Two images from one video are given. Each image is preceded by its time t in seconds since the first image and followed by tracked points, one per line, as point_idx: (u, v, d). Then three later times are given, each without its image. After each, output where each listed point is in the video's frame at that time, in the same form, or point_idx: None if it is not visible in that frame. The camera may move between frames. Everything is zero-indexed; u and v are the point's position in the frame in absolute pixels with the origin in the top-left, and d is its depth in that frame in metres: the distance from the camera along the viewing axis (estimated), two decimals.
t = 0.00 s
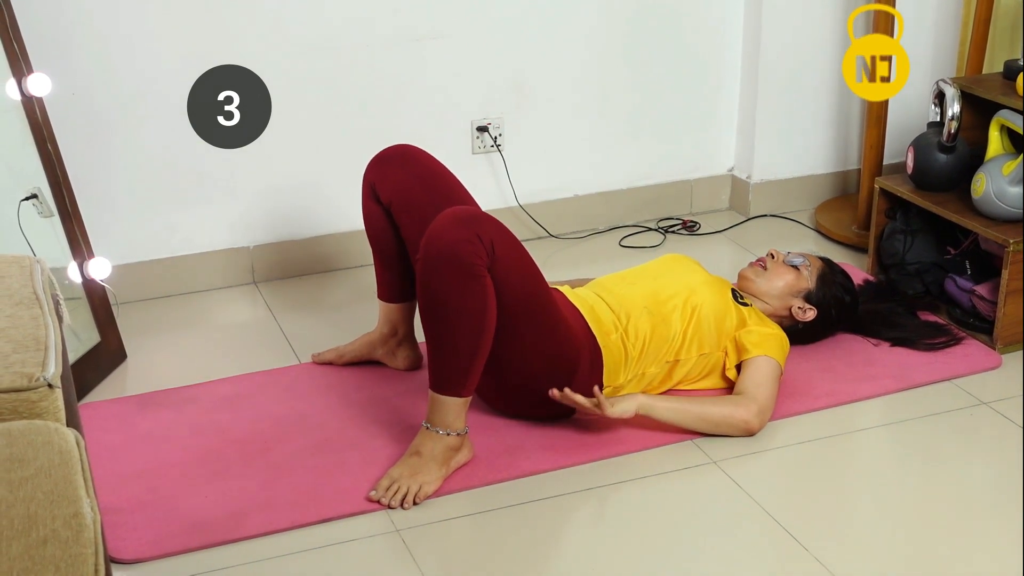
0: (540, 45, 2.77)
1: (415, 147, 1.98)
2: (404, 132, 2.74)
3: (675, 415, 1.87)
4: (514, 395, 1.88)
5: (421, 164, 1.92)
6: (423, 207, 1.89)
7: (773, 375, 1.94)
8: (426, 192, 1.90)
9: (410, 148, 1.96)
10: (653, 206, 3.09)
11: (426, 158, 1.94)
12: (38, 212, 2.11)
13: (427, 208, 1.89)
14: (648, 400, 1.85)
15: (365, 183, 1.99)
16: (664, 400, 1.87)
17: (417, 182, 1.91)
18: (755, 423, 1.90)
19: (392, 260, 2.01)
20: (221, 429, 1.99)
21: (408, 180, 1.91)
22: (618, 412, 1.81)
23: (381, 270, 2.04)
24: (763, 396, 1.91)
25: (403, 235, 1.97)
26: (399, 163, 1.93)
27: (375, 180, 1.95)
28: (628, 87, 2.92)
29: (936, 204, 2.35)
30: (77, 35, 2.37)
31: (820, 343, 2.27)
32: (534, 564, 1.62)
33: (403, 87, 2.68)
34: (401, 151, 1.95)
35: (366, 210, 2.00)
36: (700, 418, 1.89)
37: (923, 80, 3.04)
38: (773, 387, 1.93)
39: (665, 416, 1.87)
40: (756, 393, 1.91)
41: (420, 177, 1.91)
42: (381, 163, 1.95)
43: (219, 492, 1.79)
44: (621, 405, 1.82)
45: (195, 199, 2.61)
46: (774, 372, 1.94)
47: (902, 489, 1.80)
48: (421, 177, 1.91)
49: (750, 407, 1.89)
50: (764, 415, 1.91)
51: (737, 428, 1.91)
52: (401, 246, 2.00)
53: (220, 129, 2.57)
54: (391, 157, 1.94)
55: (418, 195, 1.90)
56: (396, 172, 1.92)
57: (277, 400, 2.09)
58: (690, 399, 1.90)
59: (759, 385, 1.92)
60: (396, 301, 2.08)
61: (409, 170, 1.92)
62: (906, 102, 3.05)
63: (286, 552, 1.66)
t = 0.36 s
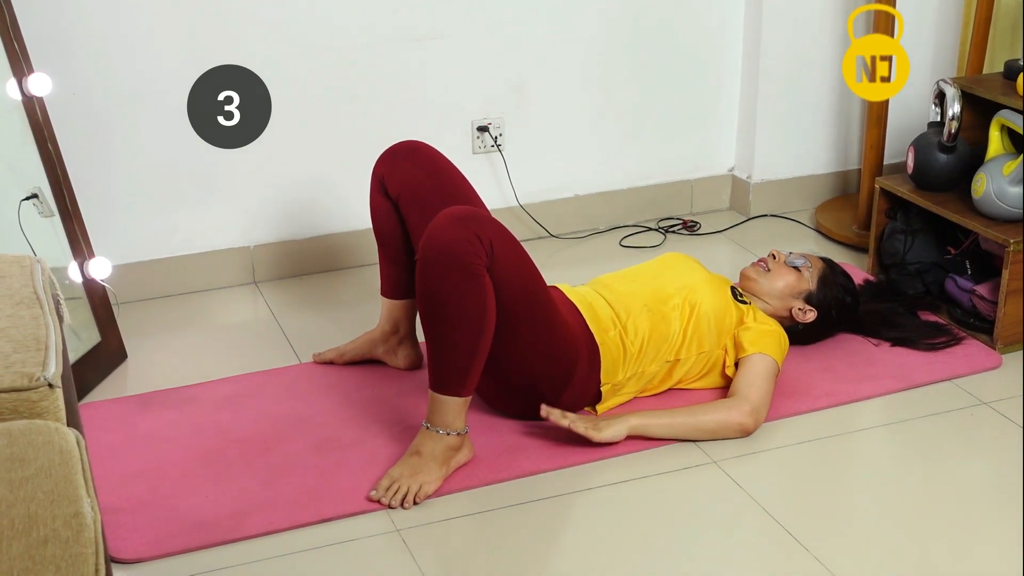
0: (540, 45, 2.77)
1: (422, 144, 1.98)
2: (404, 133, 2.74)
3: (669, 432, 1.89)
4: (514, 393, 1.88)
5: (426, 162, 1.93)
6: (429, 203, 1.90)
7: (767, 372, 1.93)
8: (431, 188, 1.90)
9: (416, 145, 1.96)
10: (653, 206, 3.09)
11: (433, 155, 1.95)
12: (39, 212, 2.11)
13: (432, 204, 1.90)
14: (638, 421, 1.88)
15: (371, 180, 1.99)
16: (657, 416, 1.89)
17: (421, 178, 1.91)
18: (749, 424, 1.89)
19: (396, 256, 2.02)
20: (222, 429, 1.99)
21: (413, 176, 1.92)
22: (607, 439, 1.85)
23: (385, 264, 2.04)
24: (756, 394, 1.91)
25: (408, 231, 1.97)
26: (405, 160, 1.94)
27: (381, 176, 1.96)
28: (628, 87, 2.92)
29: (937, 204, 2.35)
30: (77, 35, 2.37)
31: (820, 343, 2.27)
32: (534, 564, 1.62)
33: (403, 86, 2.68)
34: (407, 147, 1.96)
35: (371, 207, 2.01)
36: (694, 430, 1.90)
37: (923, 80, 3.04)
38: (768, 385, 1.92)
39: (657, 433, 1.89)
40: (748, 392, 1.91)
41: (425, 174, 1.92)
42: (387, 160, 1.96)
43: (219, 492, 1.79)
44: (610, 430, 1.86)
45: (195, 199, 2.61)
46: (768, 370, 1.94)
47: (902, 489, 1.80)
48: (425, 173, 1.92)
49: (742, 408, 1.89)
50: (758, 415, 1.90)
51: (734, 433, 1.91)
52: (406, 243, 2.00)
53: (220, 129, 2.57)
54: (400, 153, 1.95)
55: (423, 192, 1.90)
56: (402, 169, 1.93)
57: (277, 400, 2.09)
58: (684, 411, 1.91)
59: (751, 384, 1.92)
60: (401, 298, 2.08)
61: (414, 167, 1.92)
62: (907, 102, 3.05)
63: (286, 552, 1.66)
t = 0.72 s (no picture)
0: (540, 45, 2.77)
1: (422, 144, 1.98)
2: (404, 133, 2.74)
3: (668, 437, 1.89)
4: (514, 393, 1.89)
5: (426, 161, 1.93)
6: (429, 202, 1.90)
7: (765, 371, 1.94)
8: (431, 187, 1.91)
9: (415, 145, 1.96)
10: (653, 205, 3.09)
11: (433, 155, 1.95)
12: (39, 212, 2.11)
13: (433, 204, 1.90)
14: (638, 428, 1.88)
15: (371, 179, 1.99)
16: (655, 423, 1.89)
17: (421, 178, 1.91)
18: (747, 423, 1.89)
19: (397, 256, 2.01)
20: (222, 429, 1.99)
21: (413, 176, 1.92)
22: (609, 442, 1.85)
23: (385, 264, 2.04)
24: (753, 394, 1.91)
25: (408, 230, 1.97)
26: (405, 160, 1.94)
27: (380, 176, 1.96)
28: (628, 88, 2.92)
29: (937, 204, 2.35)
30: (77, 35, 2.37)
31: (820, 343, 2.27)
32: (535, 564, 1.62)
33: (403, 86, 2.68)
34: (406, 147, 1.96)
35: (371, 206, 2.01)
36: (693, 433, 1.90)
37: (923, 80, 3.04)
38: (765, 385, 1.92)
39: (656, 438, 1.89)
40: (745, 391, 1.91)
41: (425, 173, 1.92)
42: (387, 159, 1.96)
43: (220, 492, 1.79)
44: (611, 437, 1.85)
45: (195, 199, 2.61)
46: (766, 369, 1.94)
47: (902, 488, 1.80)
48: (426, 173, 1.92)
49: (740, 408, 1.89)
50: (756, 414, 1.90)
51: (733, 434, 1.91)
52: (406, 243, 2.00)
53: (220, 129, 2.57)
54: (400, 153, 1.95)
55: (423, 192, 1.90)
56: (402, 168, 1.93)
57: (277, 400, 2.09)
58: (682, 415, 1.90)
59: (750, 384, 1.92)
60: (402, 298, 2.08)
61: (414, 166, 1.92)
62: (907, 102, 3.05)
63: (286, 552, 1.66)
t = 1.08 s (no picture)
0: (540, 45, 2.77)
1: (421, 145, 1.98)
2: (404, 132, 2.74)
3: (671, 433, 1.89)
4: (516, 392, 1.88)
5: (426, 161, 1.93)
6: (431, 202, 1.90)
7: (765, 371, 1.94)
8: (432, 187, 1.90)
9: (415, 145, 1.96)
10: (653, 205, 3.09)
11: (433, 155, 1.95)
12: (39, 212, 2.11)
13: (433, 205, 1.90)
14: (641, 425, 1.87)
15: (370, 179, 1.99)
16: (658, 421, 1.88)
17: (422, 178, 1.91)
18: (746, 422, 1.89)
19: (394, 257, 2.01)
20: (221, 429, 1.99)
21: (414, 176, 1.91)
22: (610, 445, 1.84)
23: (383, 266, 2.04)
24: (753, 393, 1.91)
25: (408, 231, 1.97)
26: (405, 160, 1.93)
27: (379, 177, 1.96)
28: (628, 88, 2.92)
29: (937, 204, 2.35)
30: (77, 35, 2.37)
31: (821, 343, 2.27)
32: (535, 564, 1.62)
33: (403, 86, 2.68)
34: (406, 147, 1.96)
35: (370, 207, 2.00)
36: (693, 433, 1.89)
37: (923, 80, 3.04)
38: (765, 384, 1.92)
39: (659, 437, 1.88)
40: (745, 391, 1.91)
41: (425, 173, 1.92)
42: (387, 159, 1.96)
43: (220, 492, 1.79)
44: (615, 433, 1.85)
45: (195, 199, 2.61)
46: (766, 369, 1.94)
47: (902, 489, 1.80)
48: (426, 173, 1.91)
49: (740, 408, 1.89)
50: (756, 413, 1.90)
51: (735, 431, 1.90)
52: (405, 245, 2.00)
53: (220, 129, 2.57)
54: (400, 154, 1.95)
55: (424, 192, 1.90)
56: (402, 168, 1.93)
57: (277, 400, 2.09)
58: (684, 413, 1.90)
59: (750, 383, 1.92)
60: (400, 298, 2.08)
61: (415, 166, 1.92)
62: (907, 102, 3.04)
63: (285, 552, 1.65)
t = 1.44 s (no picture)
0: (540, 45, 2.77)
1: (402, 145, 1.98)
2: (404, 133, 2.74)
3: (680, 439, 1.87)
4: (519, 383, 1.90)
5: (410, 162, 1.93)
6: (419, 203, 1.90)
7: (765, 372, 1.94)
8: (419, 188, 1.91)
9: (399, 147, 1.96)
10: (653, 205, 3.09)
11: (415, 155, 1.95)
12: (40, 211, 2.11)
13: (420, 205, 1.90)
14: (646, 432, 1.85)
15: (355, 183, 1.99)
16: (665, 425, 1.87)
17: (407, 179, 1.91)
18: (750, 422, 1.89)
19: (387, 261, 2.02)
20: (221, 429, 1.99)
21: (400, 177, 1.91)
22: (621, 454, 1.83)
23: (376, 267, 2.04)
24: (755, 394, 1.91)
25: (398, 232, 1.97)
26: (389, 162, 1.93)
27: (363, 182, 1.96)
28: (628, 87, 2.92)
29: (938, 204, 2.35)
30: (77, 35, 2.37)
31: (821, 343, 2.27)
32: (535, 564, 1.62)
33: (403, 86, 2.68)
34: (390, 149, 1.96)
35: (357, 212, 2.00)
36: (701, 437, 1.88)
37: (923, 80, 3.04)
38: (766, 385, 1.93)
39: (669, 442, 1.87)
40: (746, 392, 1.91)
41: (411, 174, 1.91)
42: (371, 162, 1.96)
43: (220, 492, 1.78)
44: (620, 446, 1.83)
45: (195, 199, 2.61)
46: (767, 369, 1.94)
47: (903, 488, 1.80)
48: (411, 175, 1.91)
49: (742, 408, 1.89)
50: (758, 414, 1.90)
51: (742, 432, 1.90)
52: (396, 246, 2.00)
53: (220, 129, 2.57)
54: (382, 156, 1.95)
55: (411, 193, 1.90)
56: (386, 171, 1.93)
57: (278, 400, 2.09)
58: (691, 417, 1.89)
59: (751, 384, 1.92)
60: (394, 300, 2.08)
61: (400, 168, 1.92)
62: (907, 102, 3.04)
63: (285, 552, 1.65)
